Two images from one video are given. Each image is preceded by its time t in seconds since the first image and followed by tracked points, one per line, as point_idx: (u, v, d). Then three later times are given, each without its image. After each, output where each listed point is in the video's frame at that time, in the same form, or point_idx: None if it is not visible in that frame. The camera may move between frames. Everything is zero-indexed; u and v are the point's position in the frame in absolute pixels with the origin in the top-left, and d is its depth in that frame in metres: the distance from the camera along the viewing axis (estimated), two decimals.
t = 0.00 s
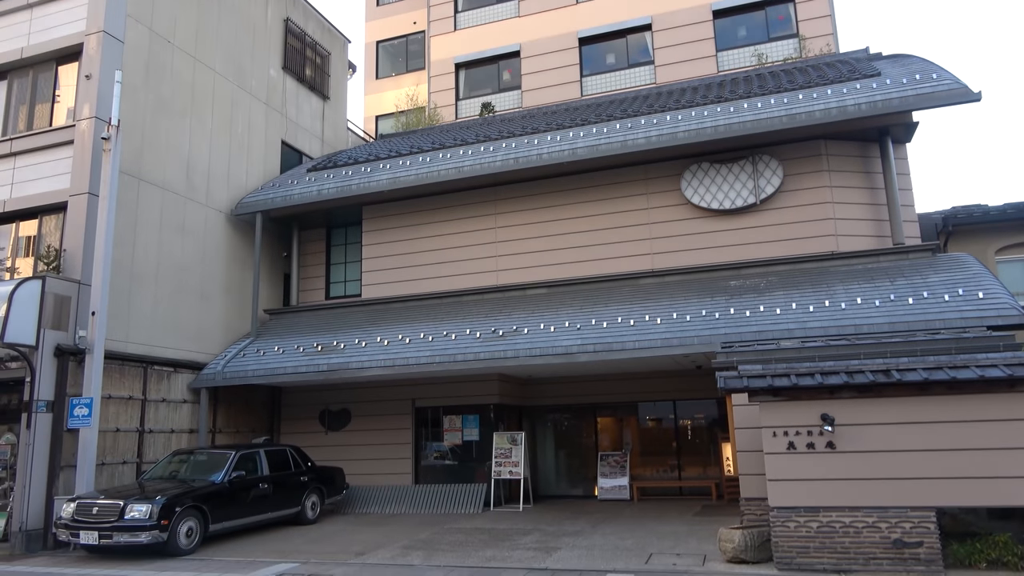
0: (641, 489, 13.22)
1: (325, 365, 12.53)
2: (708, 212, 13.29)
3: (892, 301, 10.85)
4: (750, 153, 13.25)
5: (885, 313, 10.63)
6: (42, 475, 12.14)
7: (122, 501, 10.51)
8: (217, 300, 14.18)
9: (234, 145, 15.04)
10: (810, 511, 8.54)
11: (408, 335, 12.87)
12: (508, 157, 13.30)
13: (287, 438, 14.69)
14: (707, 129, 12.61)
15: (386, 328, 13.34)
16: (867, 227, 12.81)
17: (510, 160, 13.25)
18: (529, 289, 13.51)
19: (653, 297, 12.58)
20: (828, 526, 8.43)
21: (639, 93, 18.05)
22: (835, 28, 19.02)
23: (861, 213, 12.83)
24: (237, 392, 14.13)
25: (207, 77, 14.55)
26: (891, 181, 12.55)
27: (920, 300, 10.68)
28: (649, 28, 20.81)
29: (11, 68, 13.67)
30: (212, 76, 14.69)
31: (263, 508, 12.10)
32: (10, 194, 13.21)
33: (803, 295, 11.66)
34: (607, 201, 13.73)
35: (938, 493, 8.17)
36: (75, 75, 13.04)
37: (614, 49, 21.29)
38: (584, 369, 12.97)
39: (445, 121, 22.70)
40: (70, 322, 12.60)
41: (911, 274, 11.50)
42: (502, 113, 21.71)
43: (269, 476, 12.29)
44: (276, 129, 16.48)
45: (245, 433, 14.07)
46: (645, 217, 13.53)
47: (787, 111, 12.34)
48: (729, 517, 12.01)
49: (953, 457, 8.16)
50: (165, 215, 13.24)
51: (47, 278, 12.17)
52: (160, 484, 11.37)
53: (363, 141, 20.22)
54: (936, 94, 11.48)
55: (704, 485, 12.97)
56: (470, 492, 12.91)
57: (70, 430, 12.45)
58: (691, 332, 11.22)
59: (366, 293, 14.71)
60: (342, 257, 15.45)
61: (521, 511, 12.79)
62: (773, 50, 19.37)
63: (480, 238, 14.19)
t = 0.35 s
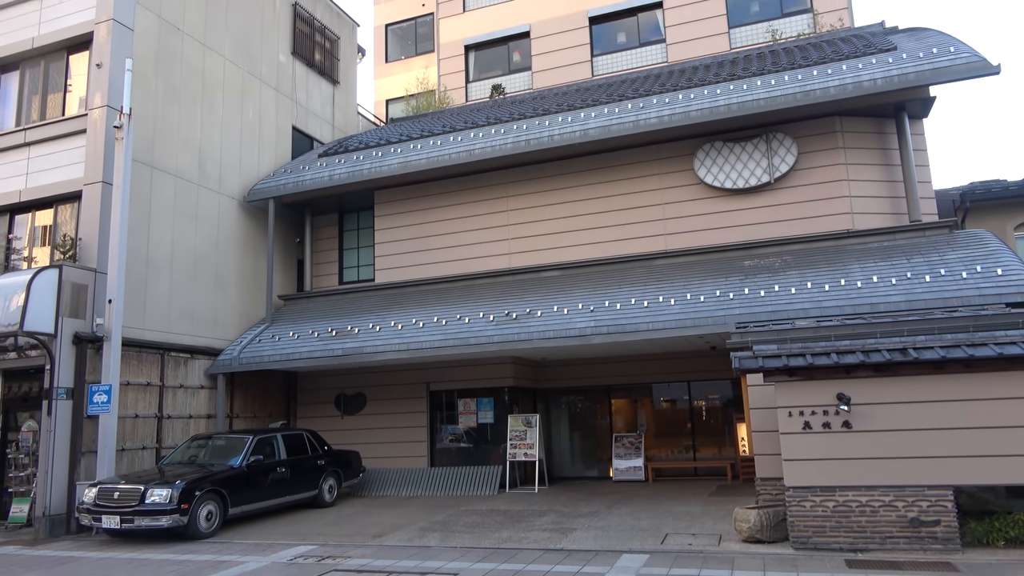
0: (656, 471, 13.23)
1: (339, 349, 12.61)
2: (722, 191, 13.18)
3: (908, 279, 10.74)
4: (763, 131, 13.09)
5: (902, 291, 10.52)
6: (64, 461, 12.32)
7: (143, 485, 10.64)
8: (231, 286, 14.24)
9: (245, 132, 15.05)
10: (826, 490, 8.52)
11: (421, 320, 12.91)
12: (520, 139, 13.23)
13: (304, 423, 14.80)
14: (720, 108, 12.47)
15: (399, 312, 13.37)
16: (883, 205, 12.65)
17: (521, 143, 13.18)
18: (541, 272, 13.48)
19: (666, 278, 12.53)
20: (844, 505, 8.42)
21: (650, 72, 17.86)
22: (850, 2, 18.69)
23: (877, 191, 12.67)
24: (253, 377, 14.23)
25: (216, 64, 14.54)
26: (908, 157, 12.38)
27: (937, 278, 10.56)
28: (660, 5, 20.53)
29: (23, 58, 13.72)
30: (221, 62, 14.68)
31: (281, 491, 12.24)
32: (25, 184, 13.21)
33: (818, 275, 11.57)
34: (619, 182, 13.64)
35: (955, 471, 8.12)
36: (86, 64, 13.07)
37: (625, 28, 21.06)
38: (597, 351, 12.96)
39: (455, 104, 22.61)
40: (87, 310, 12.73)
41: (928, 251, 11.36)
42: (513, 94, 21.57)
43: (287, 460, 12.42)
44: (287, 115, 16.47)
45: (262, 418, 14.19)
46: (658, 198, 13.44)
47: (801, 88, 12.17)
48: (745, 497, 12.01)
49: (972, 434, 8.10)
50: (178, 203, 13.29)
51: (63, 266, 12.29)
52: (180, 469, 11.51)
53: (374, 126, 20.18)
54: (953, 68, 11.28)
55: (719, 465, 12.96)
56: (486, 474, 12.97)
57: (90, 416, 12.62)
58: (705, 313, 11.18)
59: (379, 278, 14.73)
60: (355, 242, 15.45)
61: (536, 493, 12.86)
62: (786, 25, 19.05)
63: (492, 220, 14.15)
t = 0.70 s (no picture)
0: (665, 460, 13.22)
1: (348, 340, 12.66)
2: (730, 180, 13.12)
3: (917, 268, 10.68)
4: (772, 119, 13.03)
5: (911, 279, 10.46)
6: (76, 452, 12.43)
7: (155, 476, 10.74)
8: (239, 277, 14.29)
9: (252, 124, 15.06)
10: (835, 480, 8.51)
11: (430, 310, 12.94)
12: (527, 129, 13.20)
13: (313, 414, 14.86)
14: (729, 96, 12.41)
15: (407, 303, 13.40)
16: (893, 193, 12.58)
17: (529, 133, 13.15)
18: (549, 262, 13.48)
19: (674, 268, 12.52)
20: (853, 494, 8.40)
21: (658, 60, 17.76)
22: None
23: (887, 179, 12.59)
24: (262, 368, 14.28)
25: (223, 56, 14.55)
26: (918, 145, 12.29)
27: (947, 267, 10.50)
28: None
29: (31, 52, 13.75)
30: (228, 54, 14.68)
31: (291, 481, 12.31)
32: (34, 177, 13.26)
33: (827, 263, 11.53)
34: (627, 171, 13.59)
35: (965, 460, 8.09)
36: (94, 57, 13.10)
37: (633, 16, 20.88)
38: (605, 341, 12.95)
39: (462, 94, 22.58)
40: (98, 302, 12.82)
41: (938, 240, 11.29)
42: (520, 83, 21.49)
43: (296, 451, 12.49)
44: (294, 106, 16.47)
45: (272, 409, 14.26)
46: (666, 187, 13.39)
47: (810, 76, 12.09)
48: (754, 486, 12.02)
49: (982, 423, 8.07)
50: (187, 195, 13.33)
51: (73, 259, 12.36)
52: (191, 459, 11.60)
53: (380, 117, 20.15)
54: (964, 55, 11.17)
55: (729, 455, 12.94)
56: (494, 464, 13.00)
57: (101, 408, 12.73)
58: (713, 302, 11.18)
59: (387, 269, 14.76)
60: (362, 233, 15.46)
61: (545, 483, 12.89)
62: (795, 12, 18.86)
63: (500, 211, 14.13)
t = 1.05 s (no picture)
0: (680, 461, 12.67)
1: (350, 336, 12.16)
2: (748, 167, 12.51)
3: (947, 259, 10.06)
4: (793, 104, 12.40)
5: (940, 271, 9.85)
6: (68, 452, 11.94)
7: (150, 477, 10.26)
8: (236, 271, 13.77)
9: (249, 111, 14.52)
10: (860, 481, 7.91)
11: (435, 305, 12.43)
12: (536, 115, 12.62)
13: (314, 412, 14.34)
14: (747, 80, 11.79)
15: (412, 297, 12.87)
16: (920, 180, 11.94)
17: (538, 119, 12.57)
18: (559, 254, 12.91)
19: (690, 259, 11.96)
20: (879, 496, 7.82)
21: (671, 41, 17.10)
22: None
23: (914, 166, 11.95)
24: (261, 365, 13.78)
25: (219, 40, 14.00)
26: (947, 130, 11.64)
27: (980, 257, 9.87)
28: None
29: (19, 36, 13.24)
30: (224, 38, 14.13)
31: (291, 483, 11.80)
32: (24, 167, 12.77)
33: (851, 254, 10.93)
34: (640, 159, 12.99)
35: (1004, 463, 7.50)
36: (84, 42, 12.59)
37: None
38: (618, 336, 12.39)
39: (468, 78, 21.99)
40: (90, 297, 12.31)
41: (969, 229, 10.66)
42: (528, 67, 20.87)
43: (296, 451, 11.97)
44: (292, 92, 15.91)
45: (270, 408, 13.75)
46: (681, 175, 12.78)
47: (833, 58, 11.46)
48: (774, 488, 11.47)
49: None
50: (182, 185, 12.81)
51: (65, 251, 11.86)
52: (187, 460, 11.11)
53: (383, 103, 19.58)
54: (997, 34, 10.51)
55: (748, 456, 12.38)
56: (502, 465, 12.47)
57: (94, 407, 12.21)
58: (731, 296, 10.65)
59: (390, 261, 14.21)
60: (364, 224, 14.91)
61: (555, 484, 12.35)
62: None
63: (507, 201, 13.56)
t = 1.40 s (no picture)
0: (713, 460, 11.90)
1: (361, 329, 11.52)
2: (785, 146, 11.63)
3: (1004, 243, 9.17)
4: (835, 77, 11.49)
5: (997, 256, 8.96)
6: (69, 451, 11.35)
7: (155, 476, 9.71)
8: (242, 259, 13.11)
9: (253, 90, 13.81)
10: (908, 482, 7.21)
11: (451, 295, 11.74)
12: (558, 92, 11.81)
13: (325, 407, 13.68)
14: (785, 52, 10.90)
15: (426, 287, 12.16)
16: (973, 158, 11.02)
17: (559, 96, 11.76)
18: (583, 241, 12.11)
19: (723, 246, 11.18)
20: (928, 498, 7.13)
21: (700, 11, 16.12)
22: None
23: (966, 142, 11.02)
24: (269, 359, 13.12)
25: (221, 16, 13.28)
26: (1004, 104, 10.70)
27: None
28: None
29: (12, 13, 12.58)
30: (226, 13, 13.40)
31: (300, 484, 11.16)
32: (19, 151, 12.16)
33: (898, 239, 10.07)
34: (669, 138, 12.14)
35: None
36: (79, 19, 11.93)
37: None
38: (646, 326, 11.63)
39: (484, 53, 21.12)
40: (90, 288, 11.67)
41: None
42: (549, 41, 19.97)
43: (307, 449, 11.34)
44: (298, 70, 15.17)
45: (278, 404, 13.11)
46: (714, 155, 11.93)
47: (879, 27, 10.53)
48: (815, 490, 10.69)
49: None
50: (184, 169, 12.15)
51: (62, 240, 11.23)
52: (193, 459, 10.49)
53: (394, 80, 18.75)
54: None
55: (786, 455, 11.58)
56: (524, 464, 11.80)
57: (96, 402, 11.57)
58: (768, 284, 9.90)
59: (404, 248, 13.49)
60: (376, 209, 14.12)
61: (580, 485, 11.64)
62: None
63: (526, 184, 12.75)
